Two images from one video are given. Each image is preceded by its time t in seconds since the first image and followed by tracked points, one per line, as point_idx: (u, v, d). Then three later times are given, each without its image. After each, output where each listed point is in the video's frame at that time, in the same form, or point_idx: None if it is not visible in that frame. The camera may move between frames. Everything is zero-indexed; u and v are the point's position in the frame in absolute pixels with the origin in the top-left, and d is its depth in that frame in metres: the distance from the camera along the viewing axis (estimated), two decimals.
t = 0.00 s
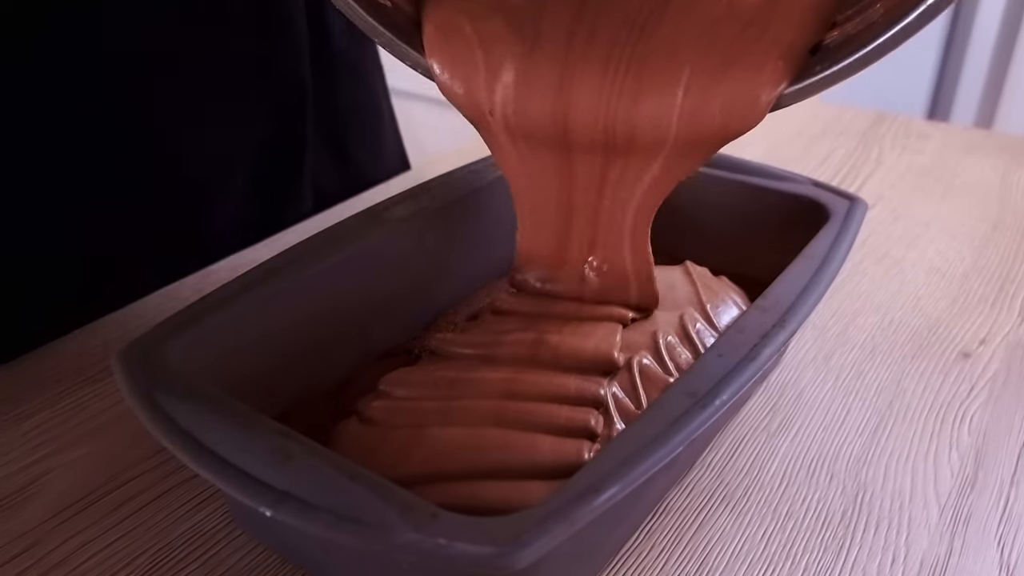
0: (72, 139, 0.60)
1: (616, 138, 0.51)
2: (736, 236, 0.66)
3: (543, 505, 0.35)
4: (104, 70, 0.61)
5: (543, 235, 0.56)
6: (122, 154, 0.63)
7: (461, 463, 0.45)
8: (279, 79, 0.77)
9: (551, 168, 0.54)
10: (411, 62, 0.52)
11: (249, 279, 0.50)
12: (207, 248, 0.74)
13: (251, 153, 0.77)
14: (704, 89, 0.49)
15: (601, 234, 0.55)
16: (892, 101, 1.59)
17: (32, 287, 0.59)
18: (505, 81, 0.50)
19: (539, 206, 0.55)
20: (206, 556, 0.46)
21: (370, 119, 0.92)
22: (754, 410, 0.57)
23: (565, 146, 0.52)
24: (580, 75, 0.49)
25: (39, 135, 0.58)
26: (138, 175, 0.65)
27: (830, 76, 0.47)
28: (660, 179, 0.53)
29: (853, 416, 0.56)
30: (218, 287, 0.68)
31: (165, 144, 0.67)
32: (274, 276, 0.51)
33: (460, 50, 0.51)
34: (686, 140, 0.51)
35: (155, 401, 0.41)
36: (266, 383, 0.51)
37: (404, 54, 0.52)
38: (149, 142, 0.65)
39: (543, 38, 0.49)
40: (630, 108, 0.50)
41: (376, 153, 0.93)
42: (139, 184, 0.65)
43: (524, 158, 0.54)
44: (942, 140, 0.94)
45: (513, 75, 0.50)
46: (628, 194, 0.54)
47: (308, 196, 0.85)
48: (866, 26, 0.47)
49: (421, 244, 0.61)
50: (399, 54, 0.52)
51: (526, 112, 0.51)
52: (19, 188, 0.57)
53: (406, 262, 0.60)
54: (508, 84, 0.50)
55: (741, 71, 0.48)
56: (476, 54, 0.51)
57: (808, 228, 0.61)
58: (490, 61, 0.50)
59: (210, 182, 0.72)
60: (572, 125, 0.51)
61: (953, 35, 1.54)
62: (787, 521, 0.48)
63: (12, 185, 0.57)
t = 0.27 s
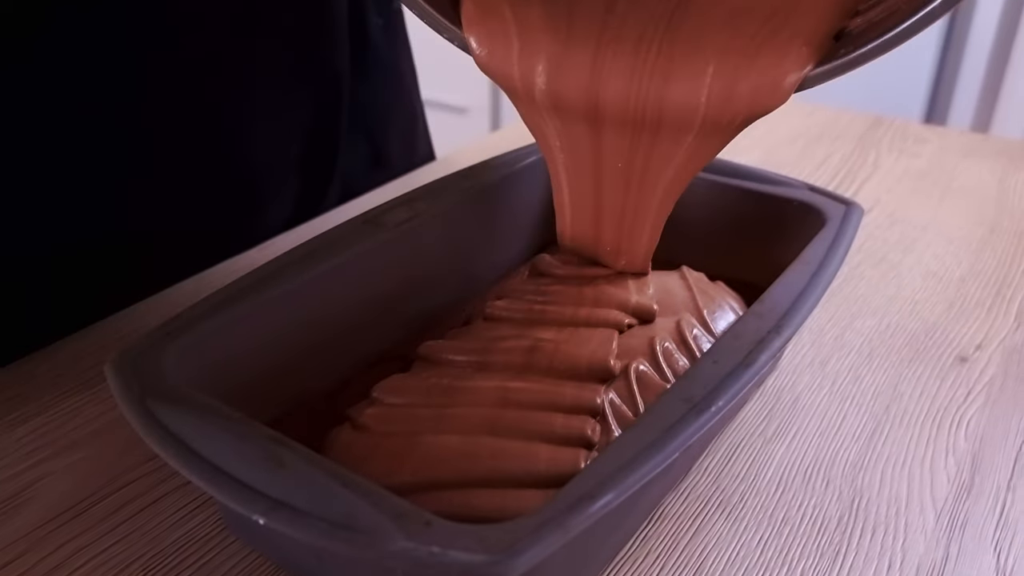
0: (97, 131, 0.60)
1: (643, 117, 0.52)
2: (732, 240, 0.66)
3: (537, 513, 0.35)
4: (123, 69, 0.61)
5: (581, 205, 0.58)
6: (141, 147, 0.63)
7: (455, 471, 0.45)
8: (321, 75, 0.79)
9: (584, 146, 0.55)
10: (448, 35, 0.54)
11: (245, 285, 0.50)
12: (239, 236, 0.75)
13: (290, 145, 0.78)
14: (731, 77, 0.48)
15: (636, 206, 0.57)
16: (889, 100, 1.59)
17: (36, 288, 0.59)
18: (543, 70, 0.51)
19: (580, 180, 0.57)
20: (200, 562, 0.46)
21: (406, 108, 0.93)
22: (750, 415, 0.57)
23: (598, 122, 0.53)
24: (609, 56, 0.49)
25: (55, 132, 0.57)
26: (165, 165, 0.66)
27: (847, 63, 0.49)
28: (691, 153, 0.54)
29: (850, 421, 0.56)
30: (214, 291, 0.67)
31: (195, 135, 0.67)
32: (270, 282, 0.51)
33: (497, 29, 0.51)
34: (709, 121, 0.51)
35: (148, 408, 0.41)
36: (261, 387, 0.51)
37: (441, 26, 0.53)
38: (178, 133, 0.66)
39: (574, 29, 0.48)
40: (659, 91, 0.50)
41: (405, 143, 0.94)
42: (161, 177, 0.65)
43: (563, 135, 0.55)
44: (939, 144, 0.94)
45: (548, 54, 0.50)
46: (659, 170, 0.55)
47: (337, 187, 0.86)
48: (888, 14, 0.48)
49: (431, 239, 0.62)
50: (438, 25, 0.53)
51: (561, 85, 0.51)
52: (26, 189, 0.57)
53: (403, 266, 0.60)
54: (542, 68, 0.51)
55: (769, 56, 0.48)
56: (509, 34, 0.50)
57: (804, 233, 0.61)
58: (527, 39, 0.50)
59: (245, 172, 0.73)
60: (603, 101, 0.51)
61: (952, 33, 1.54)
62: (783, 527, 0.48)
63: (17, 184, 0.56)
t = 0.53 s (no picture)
0: (108, 129, 0.60)
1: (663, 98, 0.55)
2: (728, 242, 0.66)
3: (532, 511, 0.34)
4: (130, 69, 0.61)
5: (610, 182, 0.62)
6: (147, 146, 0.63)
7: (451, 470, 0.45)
8: (359, 70, 0.82)
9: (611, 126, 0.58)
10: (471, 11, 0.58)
11: (241, 284, 0.50)
12: (260, 230, 0.75)
13: (330, 137, 0.81)
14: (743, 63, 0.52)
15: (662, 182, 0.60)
16: (885, 102, 1.59)
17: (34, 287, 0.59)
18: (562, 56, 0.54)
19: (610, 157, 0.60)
20: (196, 561, 0.46)
21: (433, 103, 0.98)
22: (746, 415, 0.57)
23: (626, 103, 0.56)
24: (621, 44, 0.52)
25: (60, 131, 0.57)
26: (198, 157, 0.67)
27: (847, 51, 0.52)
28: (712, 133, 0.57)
29: (846, 421, 0.56)
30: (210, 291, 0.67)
31: (237, 127, 0.70)
32: (264, 282, 0.51)
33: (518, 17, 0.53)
34: (724, 100, 0.54)
35: (143, 406, 0.41)
36: (257, 386, 0.51)
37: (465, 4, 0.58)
38: (218, 126, 0.68)
39: (594, 12, 0.50)
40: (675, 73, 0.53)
41: (434, 137, 0.99)
42: (169, 175, 0.65)
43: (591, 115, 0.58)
44: (934, 145, 0.94)
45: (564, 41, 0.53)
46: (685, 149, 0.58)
47: (370, 177, 0.89)
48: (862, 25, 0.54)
49: (429, 237, 0.62)
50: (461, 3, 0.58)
51: (578, 69, 0.54)
52: (24, 189, 0.56)
53: (398, 267, 0.60)
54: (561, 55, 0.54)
55: (779, 43, 0.50)
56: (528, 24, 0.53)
57: (801, 233, 0.61)
58: (546, 25, 0.52)
59: (289, 163, 0.76)
60: (620, 84, 0.54)
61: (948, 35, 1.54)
62: (779, 527, 0.48)
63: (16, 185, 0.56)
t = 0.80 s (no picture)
0: (121, 123, 0.61)
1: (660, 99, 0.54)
2: (728, 239, 0.66)
3: (533, 505, 0.34)
4: (144, 65, 0.61)
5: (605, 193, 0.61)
6: (157, 142, 0.63)
7: (450, 468, 0.45)
8: (381, 65, 0.84)
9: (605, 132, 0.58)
10: (475, 10, 0.58)
11: (242, 281, 0.50)
12: (273, 224, 0.76)
13: (352, 130, 0.82)
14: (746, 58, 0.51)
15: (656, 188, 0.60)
16: (883, 102, 1.60)
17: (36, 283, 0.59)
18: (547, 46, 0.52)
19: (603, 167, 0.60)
20: (195, 557, 0.46)
21: (451, 96, 1.01)
22: (746, 413, 0.57)
23: (622, 107, 0.56)
24: (634, 31, 0.50)
25: (74, 125, 0.58)
26: (218, 150, 0.68)
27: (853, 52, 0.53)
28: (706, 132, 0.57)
29: (845, 418, 0.56)
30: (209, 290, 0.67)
31: (260, 120, 0.71)
32: (265, 279, 0.51)
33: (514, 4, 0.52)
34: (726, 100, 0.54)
35: (144, 401, 0.41)
36: (257, 385, 0.51)
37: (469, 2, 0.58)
38: (240, 120, 0.69)
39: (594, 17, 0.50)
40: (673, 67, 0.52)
41: (449, 128, 1.02)
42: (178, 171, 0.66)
43: (583, 121, 0.58)
44: (933, 145, 0.95)
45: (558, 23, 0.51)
46: (680, 150, 0.58)
47: (390, 169, 0.92)
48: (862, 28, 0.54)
49: (430, 233, 0.62)
50: None
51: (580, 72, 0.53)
52: (31, 182, 0.57)
53: (397, 265, 0.60)
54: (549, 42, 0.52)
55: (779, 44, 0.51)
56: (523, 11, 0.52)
57: (800, 232, 0.61)
58: (541, 24, 0.52)
59: (313, 155, 0.77)
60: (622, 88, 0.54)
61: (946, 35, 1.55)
62: (779, 522, 0.48)
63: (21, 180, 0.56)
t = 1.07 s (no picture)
0: (123, 123, 0.61)
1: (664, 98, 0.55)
2: (726, 243, 0.66)
3: (530, 504, 0.34)
4: (143, 66, 0.61)
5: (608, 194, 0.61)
6: (158, 142, 0.63)
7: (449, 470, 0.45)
8: (387, 65, 0.85)
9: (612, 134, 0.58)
10: (474, 16, 0.58)
11: (239, 282, 0.50)
12: (274, 226, 0.76)
13: (353, 133, 0.82)
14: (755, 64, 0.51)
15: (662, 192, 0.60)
16: (882, 106, 1.60)
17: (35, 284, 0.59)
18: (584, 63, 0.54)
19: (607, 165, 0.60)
20: (193, 558, 0.46)
21: (457, 98, 1.01)
22: (744, 415, 0.57)
23: (627, 109, 0.56)
24: (626, 26, 0.51)
25: (74, 125, 0.58)
26: (222, 150, 0.68)
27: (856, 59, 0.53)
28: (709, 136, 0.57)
29: (843, 421, 0.56)
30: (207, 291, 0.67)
31: (266, 121, 0.71)
32: (263, 279, 0.51)
33: (536, 9, 0.53)
34: (735, 105, 0.54)
35: (142, 401, 0.41)
36: (255, 385, 0.51)
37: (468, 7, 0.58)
38: (245, 120, 0.69)
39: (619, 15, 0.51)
40: (685, 75, 0.53)
41: (456, 128, 1.02)
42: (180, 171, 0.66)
43: (588, 124, 0.59)
44: (931, 149, 0.95)
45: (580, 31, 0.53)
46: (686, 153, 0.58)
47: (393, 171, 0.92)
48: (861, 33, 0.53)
49: (427, 237, 0.62)
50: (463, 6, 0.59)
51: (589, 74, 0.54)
52: (29, 183, 0.57)
53: (396, 267, 0.60)
54: (580, 56, 0.54)
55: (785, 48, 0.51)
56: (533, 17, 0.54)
57: (798, 234, 0.61)
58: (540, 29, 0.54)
59: (319, 155, 0.78)
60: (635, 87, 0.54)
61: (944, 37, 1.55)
62: (777, 524, 0.48)
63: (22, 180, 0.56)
